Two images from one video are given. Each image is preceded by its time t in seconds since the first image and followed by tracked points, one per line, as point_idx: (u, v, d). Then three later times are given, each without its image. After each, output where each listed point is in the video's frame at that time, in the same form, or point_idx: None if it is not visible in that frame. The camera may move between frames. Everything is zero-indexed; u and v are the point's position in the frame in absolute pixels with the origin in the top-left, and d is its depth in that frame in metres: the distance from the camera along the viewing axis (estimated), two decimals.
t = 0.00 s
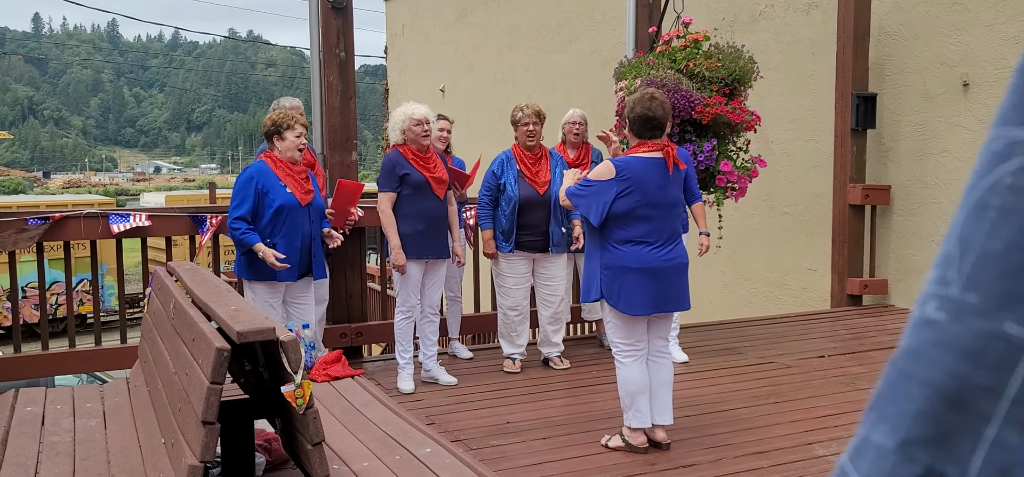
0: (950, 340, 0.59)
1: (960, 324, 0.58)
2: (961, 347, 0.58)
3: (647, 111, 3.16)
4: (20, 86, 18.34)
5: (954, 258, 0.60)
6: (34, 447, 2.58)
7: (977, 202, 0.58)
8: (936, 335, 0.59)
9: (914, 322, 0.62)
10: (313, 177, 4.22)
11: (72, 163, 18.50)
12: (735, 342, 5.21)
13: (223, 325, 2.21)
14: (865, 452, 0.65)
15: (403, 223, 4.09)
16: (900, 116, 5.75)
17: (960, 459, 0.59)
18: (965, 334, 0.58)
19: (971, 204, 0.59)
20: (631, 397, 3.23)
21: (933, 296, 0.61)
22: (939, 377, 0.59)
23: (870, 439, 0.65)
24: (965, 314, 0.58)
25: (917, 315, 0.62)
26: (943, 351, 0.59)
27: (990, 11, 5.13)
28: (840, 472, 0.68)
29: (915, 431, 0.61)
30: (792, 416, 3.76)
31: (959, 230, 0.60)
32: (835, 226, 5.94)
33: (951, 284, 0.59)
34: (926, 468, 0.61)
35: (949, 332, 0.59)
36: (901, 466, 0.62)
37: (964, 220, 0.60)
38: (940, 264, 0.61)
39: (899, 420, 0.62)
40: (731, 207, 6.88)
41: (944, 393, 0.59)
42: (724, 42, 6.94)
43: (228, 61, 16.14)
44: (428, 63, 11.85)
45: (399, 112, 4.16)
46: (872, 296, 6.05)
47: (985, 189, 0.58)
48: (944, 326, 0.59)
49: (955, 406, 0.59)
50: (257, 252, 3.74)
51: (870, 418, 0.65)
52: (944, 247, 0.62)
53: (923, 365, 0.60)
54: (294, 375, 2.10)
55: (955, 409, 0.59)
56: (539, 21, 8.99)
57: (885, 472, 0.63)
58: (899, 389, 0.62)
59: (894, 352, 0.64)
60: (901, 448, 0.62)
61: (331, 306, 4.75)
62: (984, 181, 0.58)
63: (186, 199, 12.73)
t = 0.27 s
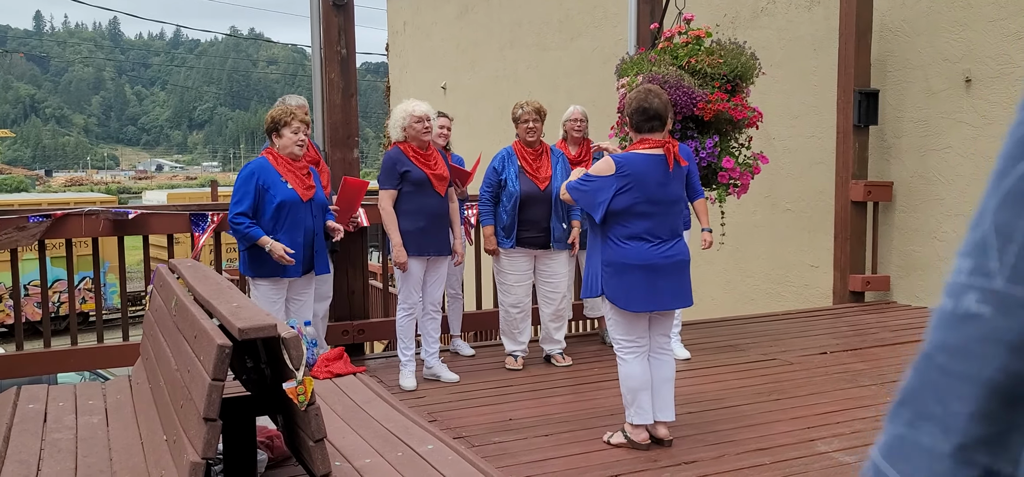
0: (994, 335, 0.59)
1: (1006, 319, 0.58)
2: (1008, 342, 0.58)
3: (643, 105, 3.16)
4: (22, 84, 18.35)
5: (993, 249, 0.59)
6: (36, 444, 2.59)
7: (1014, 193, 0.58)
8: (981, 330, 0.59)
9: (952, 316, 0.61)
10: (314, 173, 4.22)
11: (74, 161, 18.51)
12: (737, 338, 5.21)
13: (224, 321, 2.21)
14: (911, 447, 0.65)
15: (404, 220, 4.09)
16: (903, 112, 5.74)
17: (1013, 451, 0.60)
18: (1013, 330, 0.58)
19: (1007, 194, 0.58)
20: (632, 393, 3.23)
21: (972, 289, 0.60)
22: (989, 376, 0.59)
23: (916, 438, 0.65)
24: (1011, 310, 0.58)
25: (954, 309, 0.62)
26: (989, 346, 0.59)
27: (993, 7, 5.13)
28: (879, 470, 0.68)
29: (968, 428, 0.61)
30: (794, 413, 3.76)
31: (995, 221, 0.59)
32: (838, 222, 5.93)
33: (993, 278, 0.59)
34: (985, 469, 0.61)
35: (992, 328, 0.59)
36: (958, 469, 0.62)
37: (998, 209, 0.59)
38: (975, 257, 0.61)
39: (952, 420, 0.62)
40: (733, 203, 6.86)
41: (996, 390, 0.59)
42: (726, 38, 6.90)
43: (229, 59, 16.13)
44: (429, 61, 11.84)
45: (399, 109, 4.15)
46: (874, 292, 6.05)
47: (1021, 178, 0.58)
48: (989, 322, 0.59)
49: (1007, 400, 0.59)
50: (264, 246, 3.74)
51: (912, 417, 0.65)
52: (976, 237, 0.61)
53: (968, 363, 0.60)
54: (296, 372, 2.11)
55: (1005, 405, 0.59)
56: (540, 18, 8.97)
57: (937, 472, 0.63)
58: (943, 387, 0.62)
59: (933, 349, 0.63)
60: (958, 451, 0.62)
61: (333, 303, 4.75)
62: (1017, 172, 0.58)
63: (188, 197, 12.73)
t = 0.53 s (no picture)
0: (1000, 331, 0.58)
1: (1013, 315, 0.58)
2: (1014, 338, 0.58)
3: (647, 103, 3.15)
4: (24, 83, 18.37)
5: (999, 245, 0.59)
6: (39, 442, 2.59)
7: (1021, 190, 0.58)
8: (986, 326, 0.59)
9: (956, 312, 0.61)
10: (317, 171, 4.22)
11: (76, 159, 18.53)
12: (739, 336, 5.20)
13: (226, 320, 2.21)
14: (909, 444, 0.64)
15: (406, 217, 4.10)
16: (905, 109, 5.73)
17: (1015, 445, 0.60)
18: (1020, 326, 0.57)
19: (1014, 190, 0.58)
20: (634, 391, 3.23)
21: (977, 285, 0.60)
22: (995, 371, 0.59)
23: (917, 433, 0.64)
24: (1017, 305, 0.57)
25: (959, 305, 0.61)
26: (997, 342, 0.58)
27: (995, 4, 5.12)
28: (880, 465, 0.67)
29: (973, 424, 0.60)
30: (796, 410, 3.75)
31: (1000, 217, 0.59)
32: (840, 219, 5.93)
33: (999, 275, 0.59)
34: (988, 463, 0.61)
35: (998, 323, 0.58)
36: (962, 464, 0.61)
37: (1003, 206, 0.59)
38: (980, 253, 0.60)
39: (957, 415, 0.61)
40: (735, 201, 6.85)
41: (1001, 385, 0.59)
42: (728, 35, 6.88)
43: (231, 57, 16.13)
44: (431, 58, 11.83)
45: (400, 107, 4.14)
46: (876, 290, 6.05)
47: None
48: (995, 318, 0.58)
49: (1012, 395, 0.59)
50: (274, 239, 3.76)
51: (912, 412, 0.64)
52: (980, 234, 0.61)
53: (973, 358, 0.59)
54: (298, 369, 2.11)
55: (1010, 401, 0.59)
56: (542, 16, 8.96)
57: (940, 467, 0.62)
58: (946, 383, 0.61)
59: (935, 345, 0.62)
60: (962, 445, 0.61)
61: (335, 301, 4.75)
62: None
63: (190, 195, 12.74)
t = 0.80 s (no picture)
0: (1001, 334, 0.58)
1: (1013, 317, 0.57)
2: (1014, 340, 0.57)
3: (654, 104, 3.15)
4: (25, 82, 18.38)
5: (999, 248, 0.59)
6: (41, 441, 2.59)
7: (1021, 192, 0.58)
8: (986, 328, 0.58)
9: (957, 314, 0.61)
10: (320, 171, 4.22)
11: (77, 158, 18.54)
12: (740, 335, 5.20)
13: (228, 319, 2.21)
14: (912, 447, 0.64)
15: (407, 217, 4.10)
16: (906, 108, 5.72)
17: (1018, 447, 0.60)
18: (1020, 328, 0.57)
19: (1014, 193, 0.58)
20: (636, 391, 3.23)
21: (978, 288, 0.60)
22: (996, 373, 0.58)
23: (921, 435, 0.63)
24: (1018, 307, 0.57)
25: (960, 308, 0.61)
26: (998, 345, 0.58)
27: (997, 2, 5.12)
28: (885, 467, 0.67)
29: (975, 427, 0.60)
30: (797, 409, 3.75)
31: (1000, 220, 0.59)
32: (841, 218, 5.93)
33: (999, 277, 0.58)
34: (990, 464, 0.61)
35: (998, 324, 0.58)
36: (963, 464, 0.61)
37: (1004, 209, 0.59)
38: (982, 256, 0.60)
39: (958, 417, 0.61)
40: (736, 200, 6.85)
41: (1003, 388, 0.58)
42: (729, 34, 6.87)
43: (232, 56, 16.14)
44: (432, 57, 11.83)
45: (400, 106, 4.15)
46: (878, 289, 6.05)
47: None
48: (995, 320, 0.58)
49: (1014, 397, 0.59)
50: (276, 235, 3.75)
51: (914, 414, 0.64)
52: (982, 237, 0.61)
53: (975, 361, 0.59)
54: (299, 368, 2.12)
55: (1011, 403, 0.59)
56: (542, 15, 8.96)
57: (942, 468, 0.62)
58: (950, 386, 0.61)
59: (938, 346, 0.62)
60: (964, 447, 0.61)
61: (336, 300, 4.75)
62: None
63: (191, 194, 12.76)
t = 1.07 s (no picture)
0: (995, 331, 0.59)
1: (1004, 314, 0.59)
2: (1007, 337, 0.58)
3: (660, 102, 3.15)
4: (27, 80, 18.40)
5: (992, 247, 0.60)
6: (42, 440, 2.60)
7: (1013, 192, 0.59)
8: (981, 325, 0.59)
9: (952, 313, 0.62)
10: (323, 169, 4.23)
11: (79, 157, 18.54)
12: (741, 334, 5.20)
13: (229, 317, 2.22)
14: (906, 445, 0.65)
15: (408, 215, 4.10)
16: (908, 106, 5.72)
17: (1012, 446, 0.60)
18: (1015, 325, 0.58)
19: (1007, 193, 0.60)
20: (637, 389, 3.23)
21: (971, 287, 0.61)
22: (989, 370, 0.59)
23: (916, 434, 0.64)
24: (1011, 305, 0.58)
25: (955, 307, 0.62)
26: (989, 342, 0.59)
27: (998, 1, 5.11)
28: (879, 467, 0.67)
29: (968, 424, 0.60)
30: (799, 408, 3.75)
31: (994, 219, 0.60)
32: (842, 217, 5.92)
33: (993, 275, 0.60)
34: (982, 463, 0.60)
35: (992, 321, 0.59)
36: (956, 462, 0.61)
37: (997, 209, 0.60)
38: (976, 256, 0.61)
39: (952, 414, 0.61)
40: (737, 198, 6.85)
41: (996, 385, 0.59)
42: (730, 32, 6.86)
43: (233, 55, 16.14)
44: (433, 56, 11.82)
45: (401, 105, 4.14)
46: (879, 287, 6.05)
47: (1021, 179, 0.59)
48: (989, 317, 0.59)
49: (1006, 395, 0.59)
50: (279, 235, 3.75)
51: (910, 413, 0.65)
52: (977, 237, 0.62)
53: (968, 358, 0.60)
54: (301, 367, 2.12)
55: (1006, 401, 0.59)
56: (544, 13, 8.96)
57: (934, 466, 0.62)
58: (944, 383, 0.62)
59: (934, 345, 0.63)
60: (957, 444, 0.61)
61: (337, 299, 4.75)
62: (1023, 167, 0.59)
63: (192, 193, 12.76)
